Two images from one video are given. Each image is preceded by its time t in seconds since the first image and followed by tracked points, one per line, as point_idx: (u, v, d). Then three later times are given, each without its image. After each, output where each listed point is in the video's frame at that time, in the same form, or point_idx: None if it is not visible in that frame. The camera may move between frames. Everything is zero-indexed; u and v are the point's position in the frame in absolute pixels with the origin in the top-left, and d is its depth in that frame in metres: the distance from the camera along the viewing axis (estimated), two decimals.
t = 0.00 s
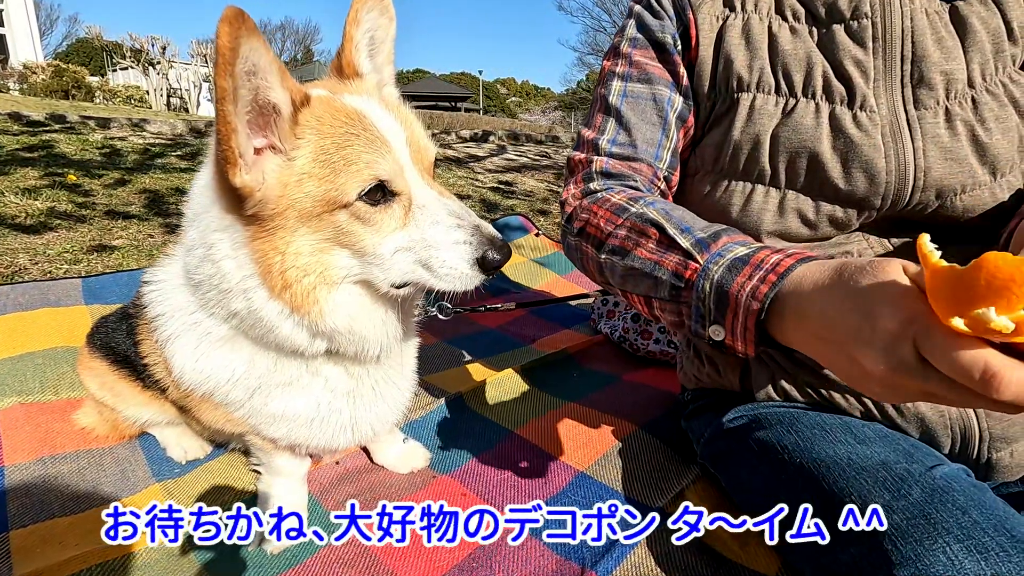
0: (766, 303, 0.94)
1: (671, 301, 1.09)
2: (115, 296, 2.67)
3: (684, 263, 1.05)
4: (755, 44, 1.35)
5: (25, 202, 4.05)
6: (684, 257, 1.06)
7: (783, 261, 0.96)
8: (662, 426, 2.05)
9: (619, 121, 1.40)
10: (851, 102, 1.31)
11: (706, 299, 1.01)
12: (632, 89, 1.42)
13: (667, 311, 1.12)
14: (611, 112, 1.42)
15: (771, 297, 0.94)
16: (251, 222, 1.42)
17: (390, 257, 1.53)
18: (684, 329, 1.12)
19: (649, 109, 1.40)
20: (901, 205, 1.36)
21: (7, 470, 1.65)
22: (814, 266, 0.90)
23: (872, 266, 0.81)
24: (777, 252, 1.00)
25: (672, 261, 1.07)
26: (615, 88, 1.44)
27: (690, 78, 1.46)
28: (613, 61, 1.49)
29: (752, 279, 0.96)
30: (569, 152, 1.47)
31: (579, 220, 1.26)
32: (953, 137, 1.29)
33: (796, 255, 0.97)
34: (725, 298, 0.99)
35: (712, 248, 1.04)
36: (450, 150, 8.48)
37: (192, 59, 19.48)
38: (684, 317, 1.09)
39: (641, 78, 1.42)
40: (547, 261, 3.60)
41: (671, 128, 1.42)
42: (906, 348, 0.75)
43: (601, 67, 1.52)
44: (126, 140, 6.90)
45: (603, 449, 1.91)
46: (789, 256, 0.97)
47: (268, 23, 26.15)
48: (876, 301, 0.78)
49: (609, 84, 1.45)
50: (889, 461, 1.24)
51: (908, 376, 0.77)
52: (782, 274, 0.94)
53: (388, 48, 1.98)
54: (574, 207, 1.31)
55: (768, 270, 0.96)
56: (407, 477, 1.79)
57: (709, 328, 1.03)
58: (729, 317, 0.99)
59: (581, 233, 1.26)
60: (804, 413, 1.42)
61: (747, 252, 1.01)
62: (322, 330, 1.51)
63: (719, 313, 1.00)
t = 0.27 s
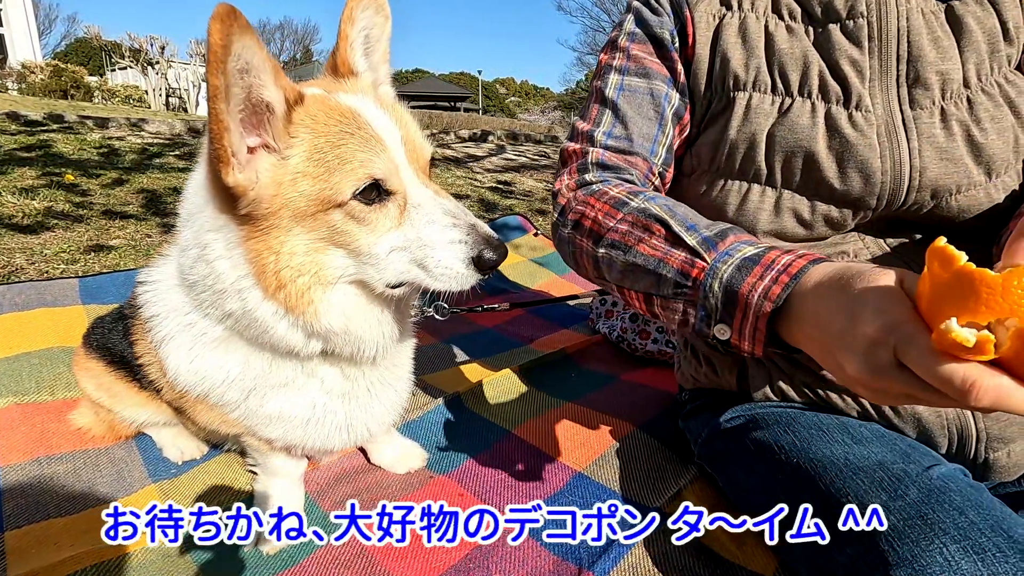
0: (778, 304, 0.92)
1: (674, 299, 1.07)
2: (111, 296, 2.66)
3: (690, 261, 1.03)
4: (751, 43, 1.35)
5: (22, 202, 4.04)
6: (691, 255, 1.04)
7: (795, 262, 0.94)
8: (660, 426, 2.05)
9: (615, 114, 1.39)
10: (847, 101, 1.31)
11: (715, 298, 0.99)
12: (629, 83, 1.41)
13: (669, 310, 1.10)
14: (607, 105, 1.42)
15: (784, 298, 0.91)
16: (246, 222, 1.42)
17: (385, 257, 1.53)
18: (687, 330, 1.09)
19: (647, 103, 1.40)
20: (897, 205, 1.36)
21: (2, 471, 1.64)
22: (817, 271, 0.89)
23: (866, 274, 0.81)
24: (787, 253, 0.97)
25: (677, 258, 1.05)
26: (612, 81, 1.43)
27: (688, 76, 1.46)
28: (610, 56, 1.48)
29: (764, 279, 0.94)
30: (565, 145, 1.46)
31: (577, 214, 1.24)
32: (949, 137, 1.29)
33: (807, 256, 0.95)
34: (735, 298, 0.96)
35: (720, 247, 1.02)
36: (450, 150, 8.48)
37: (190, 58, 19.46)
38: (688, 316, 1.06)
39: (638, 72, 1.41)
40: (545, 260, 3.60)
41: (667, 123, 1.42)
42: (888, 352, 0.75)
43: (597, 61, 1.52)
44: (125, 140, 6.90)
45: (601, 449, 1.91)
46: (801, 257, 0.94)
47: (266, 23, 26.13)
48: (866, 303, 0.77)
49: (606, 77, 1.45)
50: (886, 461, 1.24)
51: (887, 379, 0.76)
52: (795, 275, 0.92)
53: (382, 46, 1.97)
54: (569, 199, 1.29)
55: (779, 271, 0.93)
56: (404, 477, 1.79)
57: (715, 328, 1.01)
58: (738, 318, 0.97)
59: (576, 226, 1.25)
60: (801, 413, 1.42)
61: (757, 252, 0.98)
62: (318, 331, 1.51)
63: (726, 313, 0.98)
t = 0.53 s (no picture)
0: (781, 304, 0.92)
1: (679, 301, 1.06)
2: (111, 296, 2.66)
3: (696, 261, 1.03)
4: (752, 44, 1.35)
5: (21, 202, 4.04)
6: (697, 255, 1.04)
7: (801, 261, 0.93)
8: (660, 426, 2.05)
9: (621, 120, 1.39)
10: (847, 102, 1.31)
11: (718, 297, 0.98)
12: (633, 88, 1.41)
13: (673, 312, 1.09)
14: (611, 111, 1.41)
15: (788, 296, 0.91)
16: (245, 222, 1.42)
17: (385, 257, 1.53)
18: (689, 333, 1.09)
19: (651, 108, 1.40)
20: (898, 206, 1.36)
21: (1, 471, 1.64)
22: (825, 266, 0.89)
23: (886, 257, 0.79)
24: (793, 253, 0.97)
25: (682, 259, 1.05)
26: (615, 87, 1.43)
27: (689, 78, 1.46)
28: (612, 61, 1.48)
29: (768, 277, 0.94)
30: (570, 151, 1.46)
31: (583, 220, 1.25)
32: (949, 137, 1.29)
33: (814, 257, 0.95)
34: (739, 297, 0.96)
35: (726, 247, 1.02)
36: (450, 150, 8.48)
37: (190, 58, 19.46)
38: (691, 318, 1.06)
39: (641, 77, 1.41)
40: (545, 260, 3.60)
41: (672, 127, 1.42)
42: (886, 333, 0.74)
43: (600, 67, 1.52)
44: (124, 140, 6.89)
45: (601, 449, 1.91)
46: (807, 257, 0.94)
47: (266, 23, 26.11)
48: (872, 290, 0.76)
49: (609, 83, 1.44)
50: (886, 461, 1.24)
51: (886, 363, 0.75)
52: (801, 273, 0.92)
53: (382, 46, 1.97)
54: (576, 206, 1.30)
55: (785, 271, 0.93)
56: (405, 478, 1.78)
57: (717, 330, 1.00)
58: (741, 318, 0.96)
59: (583, 232, 1.25)
60: (802, 413, 1.42)
61: (763, 252, 0.98)
62: (318, 331, 1.51)
63: (730, 313, 0.97)
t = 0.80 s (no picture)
0: (783, 304, 0.91)
1: (678, 302, 1.04)
2: (111, 297, 2.66)
3: (697, 260, 1.01)
4: (751, 44, 1.36)
5: (21, 203, 4.04)
6: (698, 254, 1.02)
7: (803, 262, 0.93)
8: (660, 426, 2.05)
9: (621, 118, 1.39)
10: (848, 101, 1.32)
11: (719, 297, 0.96)
12: (633, 86, 1.41)
13: (672, 313, 1.07)
14: (611, 110, 1.41)
15: (791, 296, 0.90)
16: (244, 222, 1.42)
17: (384, 256, 1.53)
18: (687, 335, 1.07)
19: (652, 106, 1.39)
20: (900, 205, 1.36)
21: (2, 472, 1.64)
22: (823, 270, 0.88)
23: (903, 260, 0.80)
24: (794, 253, 0.96)
25: (683, 258, 1.03)
26: (615, 86, 1.43)
27: (689, 78, 1.46)
28: (612, 61, 1.48)
29: (770, 278, 0.92)
30: (571, 151, 1.45)
31: (584, 218, 1.24)
32: (950, 136, 1.29)
33: (815, 258, 0.94)
34: (739, 297, 0.94)
35: (727, 247, 1.00)
36: (450, 150, 8.49)
37: (189, 58, 19.46)
38: (690, 319, 1.04)
39: (641, 76, 1.41)
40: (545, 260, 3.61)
41: (672, 125, 1.42)
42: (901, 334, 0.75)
43: (599, 67, 1.52)
44: (124, 140, 6.90)
45: (601, 449, 1.91)
46: (809, 258, 0.94)
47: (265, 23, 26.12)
48: (891, 291, 0.76)
49: (609, 82, 1.44)
50: (886, 461, 1.24)
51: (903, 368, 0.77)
52: (802, 274, 0.91)
53: (382, 46, 1.97)
54: (578, 205, 1.29)
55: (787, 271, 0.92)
56: (405, 478, 1.79)
57: (717, 330, 0.98)
58: (741, 318, 0.95)
59: (584, 231, 1.24)
60: (801, 413, 1.42)
61: (764, 252, 0.97)
62: (317, 330, 1.51)
63: (730, 313, 0.96)
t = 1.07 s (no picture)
0: (765, 372, 0.88)
1: (670, 337, 1.04)
2: (111, 296, 2.67)
3: (689, 301, 1.00)
4: (753, 44, 1.35)
5: (21, 203, 4.05)
6: (691, 294, 1.00)
7: (795, 321, 0.88)
8: (659, 426, 2.05)
9: (627, 118, 1.36)
10: (851, 102, 1.31)
11: (707, 344, 0.96)
12: (637, 87, 1.38)
13: (664, 344, 1.07)
14: (616, 110, 1.38)
15: (774, 363, 0.87)
16: (241, 223, 1.42)
17: (382, 258, 1.53)
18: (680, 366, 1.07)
19: (658, 107, 1.37)
20: (903, 206, 1.36)
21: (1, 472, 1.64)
22: (834, 337, 0.82)
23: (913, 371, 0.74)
24: (791, 306, 0.91)
25: (677, 296, 1.02)
26: (619, 86, 1.40)
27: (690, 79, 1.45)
28: (614, 61, 1.46)
29: (757, 335, 0.89)
30: (576, 152, 1.43)
31: (590, 229, 1.21)
32: (953, 136, 1.30)
33: (813, 316, 0.88)
34: (726, 349, 0.93)
35: (721, 290, 0.97)
36: (449, 150, 8.49)
37: (189, 59, 19.46)
38: (681, 355, 1.04)
39: (646, 76, 1.39)
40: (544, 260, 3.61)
41: (679, 125, 1.40)
42: (903, 455, 0.70)
43: (601, 67, 1.49)
44: (123, 141, 6.90)
45: (601, 449, 1.91)
46: (804, 317, 0.88)
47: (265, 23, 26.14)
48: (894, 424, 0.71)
49: (613, 83, 1.42)
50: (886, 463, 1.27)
51: (888, 484, 0.72)
52: (791, 337, 0.86)
53: (380, 46, 1.97)
54: (586, 211, 1.25)
55: (777, 332, 0.88)
56: (404, 478, 1.79)
57: (705, 373, 0.98)
58: (726, 371, 0.93)
59: (590, 242, 1.22)
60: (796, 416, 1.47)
61: (759, 302, 0.93)
62: (315, 331, 1.51)
63: (717, 362, 0.95)
